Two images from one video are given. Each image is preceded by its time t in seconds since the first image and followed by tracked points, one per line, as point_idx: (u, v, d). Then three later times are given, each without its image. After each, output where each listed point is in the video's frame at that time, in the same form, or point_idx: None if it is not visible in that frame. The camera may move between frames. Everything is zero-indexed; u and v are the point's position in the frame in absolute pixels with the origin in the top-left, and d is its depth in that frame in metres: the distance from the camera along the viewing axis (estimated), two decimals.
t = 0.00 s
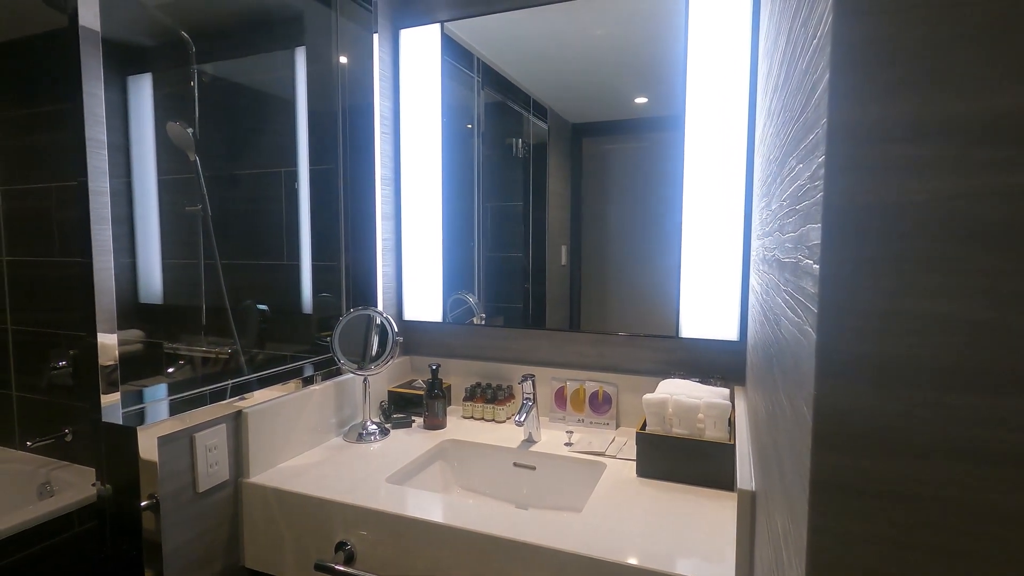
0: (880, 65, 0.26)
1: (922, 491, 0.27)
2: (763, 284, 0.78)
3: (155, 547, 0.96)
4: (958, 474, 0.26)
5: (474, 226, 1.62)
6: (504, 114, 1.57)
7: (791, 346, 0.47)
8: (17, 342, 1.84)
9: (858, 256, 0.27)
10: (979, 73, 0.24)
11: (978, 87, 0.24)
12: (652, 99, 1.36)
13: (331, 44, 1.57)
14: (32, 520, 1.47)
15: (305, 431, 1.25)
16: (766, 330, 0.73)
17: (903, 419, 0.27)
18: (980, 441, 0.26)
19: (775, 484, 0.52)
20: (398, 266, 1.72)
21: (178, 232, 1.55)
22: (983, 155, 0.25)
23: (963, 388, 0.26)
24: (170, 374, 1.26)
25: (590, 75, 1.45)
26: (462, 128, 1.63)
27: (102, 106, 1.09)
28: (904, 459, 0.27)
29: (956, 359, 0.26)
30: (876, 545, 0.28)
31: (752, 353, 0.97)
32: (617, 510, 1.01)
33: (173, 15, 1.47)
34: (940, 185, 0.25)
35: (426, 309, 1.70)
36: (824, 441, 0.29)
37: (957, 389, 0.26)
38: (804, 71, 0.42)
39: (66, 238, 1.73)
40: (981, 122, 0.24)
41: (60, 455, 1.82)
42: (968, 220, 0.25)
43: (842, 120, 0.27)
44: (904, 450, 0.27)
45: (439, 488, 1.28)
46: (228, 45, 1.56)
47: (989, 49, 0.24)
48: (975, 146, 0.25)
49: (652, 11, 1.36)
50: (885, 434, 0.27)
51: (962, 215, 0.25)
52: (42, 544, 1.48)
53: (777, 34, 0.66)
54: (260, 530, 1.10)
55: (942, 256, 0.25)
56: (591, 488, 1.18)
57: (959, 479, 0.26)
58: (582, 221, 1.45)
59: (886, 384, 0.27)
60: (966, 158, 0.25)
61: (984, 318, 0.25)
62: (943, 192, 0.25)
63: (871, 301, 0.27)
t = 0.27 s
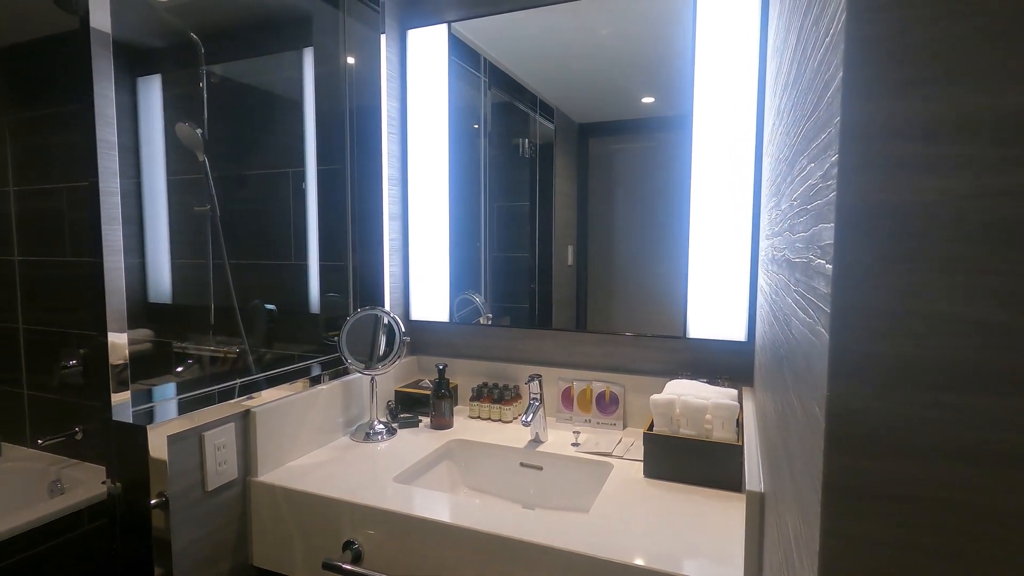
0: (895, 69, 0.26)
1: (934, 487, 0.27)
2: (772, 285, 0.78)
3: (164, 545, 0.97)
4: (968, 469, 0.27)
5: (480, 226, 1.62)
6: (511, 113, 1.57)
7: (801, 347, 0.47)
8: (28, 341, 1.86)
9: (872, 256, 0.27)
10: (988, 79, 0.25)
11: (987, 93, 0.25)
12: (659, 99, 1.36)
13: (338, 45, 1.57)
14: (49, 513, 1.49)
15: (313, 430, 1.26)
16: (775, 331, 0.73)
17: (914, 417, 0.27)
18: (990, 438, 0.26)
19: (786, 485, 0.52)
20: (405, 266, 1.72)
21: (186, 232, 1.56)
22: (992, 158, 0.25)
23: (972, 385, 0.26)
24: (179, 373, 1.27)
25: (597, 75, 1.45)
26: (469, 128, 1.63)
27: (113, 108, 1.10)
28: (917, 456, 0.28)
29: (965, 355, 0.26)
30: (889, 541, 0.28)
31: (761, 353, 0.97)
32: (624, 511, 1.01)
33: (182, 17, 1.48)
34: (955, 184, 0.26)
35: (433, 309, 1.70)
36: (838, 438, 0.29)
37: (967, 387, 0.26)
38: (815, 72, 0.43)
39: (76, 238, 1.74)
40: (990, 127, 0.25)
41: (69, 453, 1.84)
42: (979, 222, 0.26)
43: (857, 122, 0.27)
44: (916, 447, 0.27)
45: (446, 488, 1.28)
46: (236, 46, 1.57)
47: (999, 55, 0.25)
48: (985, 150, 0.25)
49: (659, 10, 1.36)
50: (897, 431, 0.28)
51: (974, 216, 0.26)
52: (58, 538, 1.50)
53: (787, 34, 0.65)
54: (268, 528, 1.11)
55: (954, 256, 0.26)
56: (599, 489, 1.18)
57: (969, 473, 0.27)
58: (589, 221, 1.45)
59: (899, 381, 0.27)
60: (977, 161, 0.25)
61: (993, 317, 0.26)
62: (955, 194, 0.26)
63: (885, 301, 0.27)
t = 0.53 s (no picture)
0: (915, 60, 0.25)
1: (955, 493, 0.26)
2: (785, 285, 0.78)
3: (178, 542, 0.98)
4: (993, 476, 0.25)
5: (489, 226, 1.63)
6: (520, 114, 1.57)
7: (817, 347, 0.47)
8: (43, 340, 1.88)
9: (889, 256, 0.26)
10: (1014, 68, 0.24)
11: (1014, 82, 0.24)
12: (669, 99, 1.36)
13: (349, 47, 1.59)
14: (68, 507, 1.52)
15: (324, 429, 1.27)
16: (788, 332, 0.72)
17: (935, 421, 0.26)
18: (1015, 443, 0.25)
19: (800, 486, 0.52)
20: (415, 266, 1.73)
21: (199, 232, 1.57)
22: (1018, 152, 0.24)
23: (996, 388, 0.25)
24: (191, 372, 1.28)
25: (607, 76, 1.45)
26: (479, 128, 1.63)
27: (128, 110, 1.11)
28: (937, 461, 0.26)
29: (994, 360, 0.25)
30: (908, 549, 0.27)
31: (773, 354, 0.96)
32: (634, 512, 1.01)
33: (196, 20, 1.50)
34: (976, 185, 0.25)
35: (442, 309, 1.71)
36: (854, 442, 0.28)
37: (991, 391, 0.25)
38: (830, 70, 0.42)
39: (91, 238, 1.77)
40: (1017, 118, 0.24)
41: (84, 451, 1.86)
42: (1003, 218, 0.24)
43: (874, 117, 0.26)
44: (936, 453, 0.26)
45: (455, 488, 1.28)
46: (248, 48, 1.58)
47: None
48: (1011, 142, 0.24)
49: (669, 10, 1.36)
50: (917, 436, 0.27)
51: (998, 212, 0.24)
52: (76, 533, 1.53)
53: (802, 32, 0.65)
54: (279, 527, 1.12)
55: (976, 255, 0.25)
56: (608, 490, 1.17)
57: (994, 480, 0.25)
58: (597, 221, 1.45)
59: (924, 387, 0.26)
60: (1002, 155, 0.24)
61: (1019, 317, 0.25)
62: (977, 189, 0.25)
63: (902, 302, 0.26)
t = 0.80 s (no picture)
0: (945, 54, 0.24)
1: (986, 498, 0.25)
2: (801, 286, 0.77)
3: (194, 539, 0.99)
4: None
5: (500, 227, 1.63)
6: (531, 115, 1.58)
7: (839, 349, 0.47)
8: (61, 339, 1.91)
9: (917, 256, 0.25)
10: None
11: None
12: (681, 99, 1.35)
13: (361, 49, 1.61)
14: (83, 506, 1.53)
15: (337, 429, 1.28)
16: (805, 334, 0.72)
17: (963, 425, 0.25)
18: None
19: (819, 488, 0.51)
20: (426, 267, 1.74)
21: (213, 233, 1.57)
22: None
23: None
24: (206, 372, 1.29)
25: (618, 76, 1.45)
26: (489, 129, 1.64)
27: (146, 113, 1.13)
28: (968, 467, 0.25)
29: None
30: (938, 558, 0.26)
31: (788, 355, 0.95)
32: (647, 513, 1.00)
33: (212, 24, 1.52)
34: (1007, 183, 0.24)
35: (453, 309, 1.71)
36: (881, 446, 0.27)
37: None
38: (853, 69, 0.42)
39: (108, 239, 1.79)
40: None
41: (101, 449, 1.89)
42: None
43: (900, 114, 0.26)
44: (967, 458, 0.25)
45: (467, 488, 1.29)
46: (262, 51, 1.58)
47: None
48: None
49: (682, 11, 1.35)
50: (946, 440, 0.26)
51: None
52: (90, 531, 1.54)
53: (821, 31, 0.64)
54: (293, 525, 1.13)
55: (1010, 254, 0.24)
56: (621, 491, 1.17)
57: None
58: (608, 222, 1.45)
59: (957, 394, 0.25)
60: None
61: None
62: (1010, 187, 0.24)
63: (931, 303, 0.25)
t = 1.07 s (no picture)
0: (977, 55, 0.24)
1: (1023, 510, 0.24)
2: (820, 289, 0.77)
3: (213, 538, 1.01)
4: None
5: (513, 229, 1.64)
6: (544, 116, 1.58)
7: (864, 353, 0.46)
8: (81, 339, 1.94)
9: (948, 261, 0.25)
10: None
11: None
12: (694, 100, 1.35)
13: (376, 52, 1.60)
14: (100, 505, 1.55)
15: (352, 429, 1.28)
16: (824, 337, 0.72)
17: (997, 434, 0.25)
18: None
19: (844, 493, 0.51)
20: (440, 268, 1.75)
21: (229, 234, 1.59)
22: None
23: None
24: (222, 372, 1.30)
25: (631, 78, 1.44)
26: (502, 131, 1.64)
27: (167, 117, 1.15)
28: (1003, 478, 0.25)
29: None
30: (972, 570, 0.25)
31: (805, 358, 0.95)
32: (662, 515, 1.00)
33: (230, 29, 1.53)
34: None
35: (467, 310, 1.72)
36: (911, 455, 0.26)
37: None
38: (879, 72, 0.42)
39: (126, 241, 1.82)
40: None
41: (120, 448, 1.92)
42: None
43: (930, 117, 0.25)
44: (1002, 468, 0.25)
45: (481, 488, 1.29)
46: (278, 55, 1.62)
47: None
48: None
49: (696, 12, 1.35)
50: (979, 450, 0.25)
51: None
52: (109, 528, 1.56)
53: (842, 32, 0.64)
54: (310, 524, 1.14)
55: None
56: (636, 493, 1.17)
57: None
58: (621, 224, 1.45)
59: (997, 408, 0.25)
60: None
61: None
62: None
63: (963, 310, 0.25)
